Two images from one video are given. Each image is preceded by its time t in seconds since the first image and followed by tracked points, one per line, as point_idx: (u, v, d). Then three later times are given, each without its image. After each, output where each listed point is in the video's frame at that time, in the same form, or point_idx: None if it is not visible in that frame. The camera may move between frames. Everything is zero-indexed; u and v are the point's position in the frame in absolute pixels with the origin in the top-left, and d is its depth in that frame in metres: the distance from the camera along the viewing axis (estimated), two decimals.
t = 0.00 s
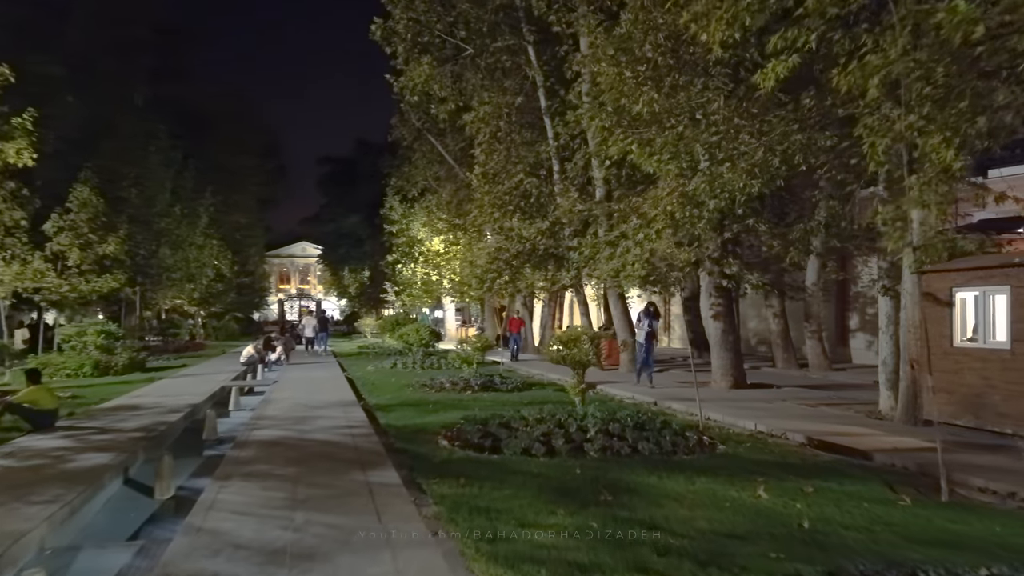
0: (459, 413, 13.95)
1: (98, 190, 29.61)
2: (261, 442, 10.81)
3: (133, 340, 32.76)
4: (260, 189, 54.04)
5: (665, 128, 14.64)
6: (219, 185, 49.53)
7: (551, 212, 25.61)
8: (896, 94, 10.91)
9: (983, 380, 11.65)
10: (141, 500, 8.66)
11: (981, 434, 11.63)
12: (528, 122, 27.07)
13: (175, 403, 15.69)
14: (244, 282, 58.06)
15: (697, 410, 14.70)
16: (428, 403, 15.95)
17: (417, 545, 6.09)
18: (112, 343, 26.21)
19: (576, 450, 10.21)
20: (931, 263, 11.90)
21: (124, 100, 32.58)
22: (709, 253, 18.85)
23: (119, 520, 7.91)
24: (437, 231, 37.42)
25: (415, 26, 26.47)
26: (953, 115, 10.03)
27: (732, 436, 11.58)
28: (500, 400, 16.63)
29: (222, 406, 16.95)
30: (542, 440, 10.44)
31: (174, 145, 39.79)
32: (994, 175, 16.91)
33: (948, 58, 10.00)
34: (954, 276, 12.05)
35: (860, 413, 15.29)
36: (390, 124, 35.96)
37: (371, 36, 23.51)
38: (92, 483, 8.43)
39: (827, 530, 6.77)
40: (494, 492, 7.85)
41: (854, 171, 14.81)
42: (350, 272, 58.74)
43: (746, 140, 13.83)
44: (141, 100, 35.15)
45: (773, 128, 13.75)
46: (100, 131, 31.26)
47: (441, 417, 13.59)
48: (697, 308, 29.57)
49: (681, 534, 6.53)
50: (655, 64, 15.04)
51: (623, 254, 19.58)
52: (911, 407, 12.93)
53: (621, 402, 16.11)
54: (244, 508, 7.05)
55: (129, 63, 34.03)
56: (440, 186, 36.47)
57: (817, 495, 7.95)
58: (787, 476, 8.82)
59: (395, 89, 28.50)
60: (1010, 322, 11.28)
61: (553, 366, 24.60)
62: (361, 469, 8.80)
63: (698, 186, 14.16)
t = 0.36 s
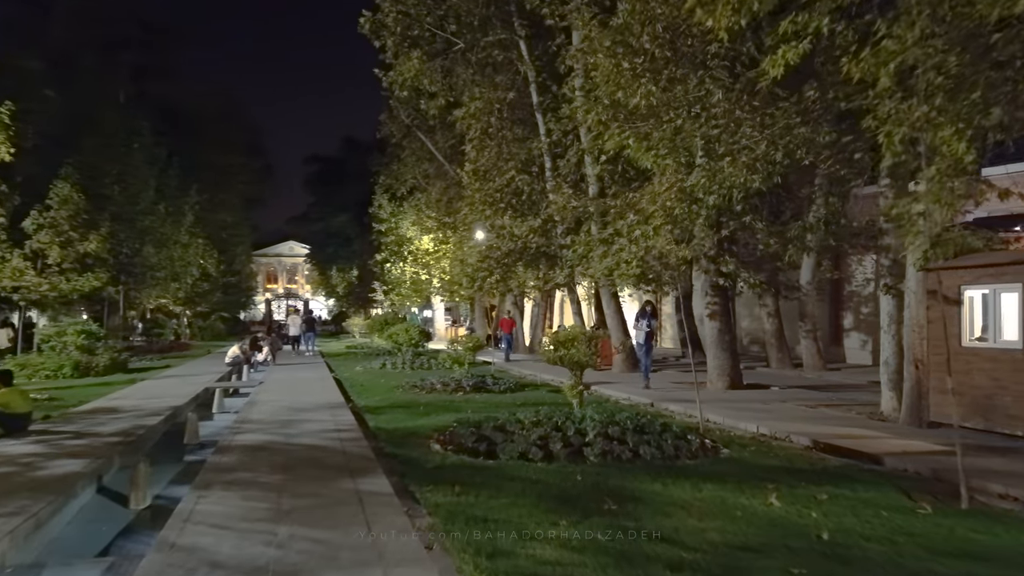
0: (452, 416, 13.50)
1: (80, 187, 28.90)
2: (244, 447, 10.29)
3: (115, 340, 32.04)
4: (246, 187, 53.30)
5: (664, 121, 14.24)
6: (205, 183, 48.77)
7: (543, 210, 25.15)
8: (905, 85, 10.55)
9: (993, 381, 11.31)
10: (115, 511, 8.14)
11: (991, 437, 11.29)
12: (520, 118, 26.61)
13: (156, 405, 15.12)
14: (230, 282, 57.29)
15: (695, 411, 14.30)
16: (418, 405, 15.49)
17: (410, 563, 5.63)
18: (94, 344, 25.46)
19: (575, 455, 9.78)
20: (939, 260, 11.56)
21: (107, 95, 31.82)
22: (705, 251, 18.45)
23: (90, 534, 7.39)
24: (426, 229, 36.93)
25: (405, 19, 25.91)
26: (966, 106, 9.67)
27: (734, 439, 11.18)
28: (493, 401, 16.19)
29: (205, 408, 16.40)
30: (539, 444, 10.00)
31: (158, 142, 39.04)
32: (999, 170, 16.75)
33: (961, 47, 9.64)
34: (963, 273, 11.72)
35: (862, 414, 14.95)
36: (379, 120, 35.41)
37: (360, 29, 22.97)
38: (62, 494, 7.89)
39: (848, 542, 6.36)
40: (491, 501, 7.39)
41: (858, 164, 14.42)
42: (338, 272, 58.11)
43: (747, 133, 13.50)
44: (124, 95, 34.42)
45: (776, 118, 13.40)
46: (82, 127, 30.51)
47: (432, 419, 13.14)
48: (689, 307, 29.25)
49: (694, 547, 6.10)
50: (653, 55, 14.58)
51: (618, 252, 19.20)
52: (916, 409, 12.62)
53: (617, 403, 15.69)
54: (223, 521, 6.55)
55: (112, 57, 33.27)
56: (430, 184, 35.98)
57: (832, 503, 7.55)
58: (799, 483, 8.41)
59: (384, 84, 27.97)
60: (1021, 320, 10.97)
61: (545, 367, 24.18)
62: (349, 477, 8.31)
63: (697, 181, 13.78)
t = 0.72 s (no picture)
0: (443, 420, 13.03)
1: (58, 184, 28.15)
2: (223, 455, 9.76)
3: (95, 341, 31.27)
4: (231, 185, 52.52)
5: (663, 116, 13.72)
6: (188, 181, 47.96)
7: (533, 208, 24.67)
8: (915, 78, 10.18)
9: (1004, 384, 10.95)
10: (83, 526, 7.60)
11: (1001, 441, 10.92)
12: (510, 115, 26.13)
13: (133, 410, 14.53)
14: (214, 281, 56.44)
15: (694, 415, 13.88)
16: (407, 408, 15.00)
17: None
18: (72, 345, 25.01)
19: (573, 463, 9.32)
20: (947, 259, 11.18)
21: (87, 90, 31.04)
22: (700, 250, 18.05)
23: (54, 552, 6.86)
24: (415, 228, 36.40)
25: (393, 13, 25.39)
26: (980, 98, 9.30)
27: (737, 445, 10.75)
28: (484, 404, 15.71)
29: (186, 413, 15.82)
30: (535, 451, 9.52)
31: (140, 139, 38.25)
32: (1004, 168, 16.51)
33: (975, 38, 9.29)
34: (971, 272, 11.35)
35: (863, 417, 14.57)
36: (366, 117, 34.82)
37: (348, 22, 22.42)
38: (24, 509, 7.34)
39: (872, 560, 5.93)
40: (488, 515, 6.91)
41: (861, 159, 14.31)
42: (325, 271, 57.33)
43: (749, 127, 13.13)
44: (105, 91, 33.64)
45: (781, 114, 13.11)
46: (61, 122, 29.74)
47: (422, 424, 12.67)
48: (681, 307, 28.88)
49: (709, 567, 5.65)
50: (649, 49, 14.08)
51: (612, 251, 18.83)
52: (921, 413, 12.28)
53: (612, 406, 15.25)
54: (196, 541, 6.04)
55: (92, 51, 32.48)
56: (418, 183, 35.45)
57: (849, 515, 7.12)
58: (811, 493, 7.97)
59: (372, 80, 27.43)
60: None
61: (536, 368, 23.73)
62: (334, 489, 7.80)
63: (696, 177, 13.43)
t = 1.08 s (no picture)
0: (427, 423, 12.57)
1: (28, 181, 27.30)
2: (194, 462, 9.23)
3: (66, 342, 30.41)
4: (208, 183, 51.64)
5: (654, 109, 13.21)
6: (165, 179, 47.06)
7: (518, 206, 24.25)
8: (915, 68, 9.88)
9: (1005, 384, 10.69)
10: (39, 539, 7.06)
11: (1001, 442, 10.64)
12: (494, 111, 25.72)
13: (102, 413, 13.93)
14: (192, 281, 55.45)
15: (685, 416, 13.53)
16: (389, 411, 14.50)
17: None
18: (41, 346, 23.89)
19: (565, 468, 8.90)
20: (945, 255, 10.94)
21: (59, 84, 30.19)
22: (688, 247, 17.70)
23: (4, 570, 6.31)
24: (396, 226, 35.89)
25: (374, 5, 24.93)
26: (982, 88, 9.04)
27: (733, 448, 10.38)
28: (469, 406, 15.26)
29: (159, 416, 15.23)
30: (524, 455, 9.09)
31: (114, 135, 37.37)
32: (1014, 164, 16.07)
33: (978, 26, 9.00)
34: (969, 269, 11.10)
35: (856, 417, 14.30)
36: (347, 113, 34.23)
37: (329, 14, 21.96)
38: None
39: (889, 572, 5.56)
40: (477, 527, 6.48)
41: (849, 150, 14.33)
42: (305, 271, 56.83)
43: (744, 120, 12.92)
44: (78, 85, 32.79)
45: (777, 105, 13.01)
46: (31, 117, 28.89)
47: (405, 427, 12.17)
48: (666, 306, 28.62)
49: None
50: (639, 40, 13.58)
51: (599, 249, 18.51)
52: (917, 413, 12.00)
53: (600, 407, 14.86)
54: (159, 559, 5.55)
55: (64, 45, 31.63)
56: (399, 180, 34.94)
57: (857, 522, 6.76)
58: (816, 500, 7.60)
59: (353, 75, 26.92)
60: None
61: (521, 368, 23.28)
62: (312, 498, 7.32)
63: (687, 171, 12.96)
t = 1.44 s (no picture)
0: (413, 430, 12.05)
1: None
2: (165, 475, 8.69)
3: (39, 345, 29.51)
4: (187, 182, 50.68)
5: (647, 103, 12.85)
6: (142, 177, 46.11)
7: (504, 204, 23.79)
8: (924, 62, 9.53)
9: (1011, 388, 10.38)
10: None
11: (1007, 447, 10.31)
12: (480, 108, 25.31)
13: (72, 421, 13.28)
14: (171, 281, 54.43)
15: (680, 420, 13.13)
16: (372, 416, 13.96)
17: None
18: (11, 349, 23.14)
19: (561, 478, 8.45)
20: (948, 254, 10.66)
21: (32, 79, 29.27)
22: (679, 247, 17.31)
23: None
24: (379, 225, 35.30)
25: None
26: (993, 82, 8.69)
27: (732, 455, 9.97)
28: (456, 410, 14.78)
29: (132, 423, 14.64)
30: (516, 466, 8.63)
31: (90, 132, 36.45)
32: None
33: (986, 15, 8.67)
34: (974, 270, 10.84)
35: (853, 420, 13.96)
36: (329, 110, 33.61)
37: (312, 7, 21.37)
38: None
39: None
40: (470, 547, 6.02)
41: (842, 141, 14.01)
42: (287, 271, 56.01)
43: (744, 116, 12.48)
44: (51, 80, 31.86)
45: (776, 98, 12.61)
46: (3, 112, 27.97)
47: (389, 435, 11.63)
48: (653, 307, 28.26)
49: None
50: (631, 34, 13.13)
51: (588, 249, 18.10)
52: (918, 417, 11.67)
53: (591, 411, 14.42)
54: None
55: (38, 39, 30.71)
56: (383, 179, 34.34)
57: (874, 539, 6.37)
58: (827, 514, 7.19)
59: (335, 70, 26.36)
60: None
61: (508, 370, 22.81)
62: (291, 517, 6.81)
63: (683, 168, 12.60)
